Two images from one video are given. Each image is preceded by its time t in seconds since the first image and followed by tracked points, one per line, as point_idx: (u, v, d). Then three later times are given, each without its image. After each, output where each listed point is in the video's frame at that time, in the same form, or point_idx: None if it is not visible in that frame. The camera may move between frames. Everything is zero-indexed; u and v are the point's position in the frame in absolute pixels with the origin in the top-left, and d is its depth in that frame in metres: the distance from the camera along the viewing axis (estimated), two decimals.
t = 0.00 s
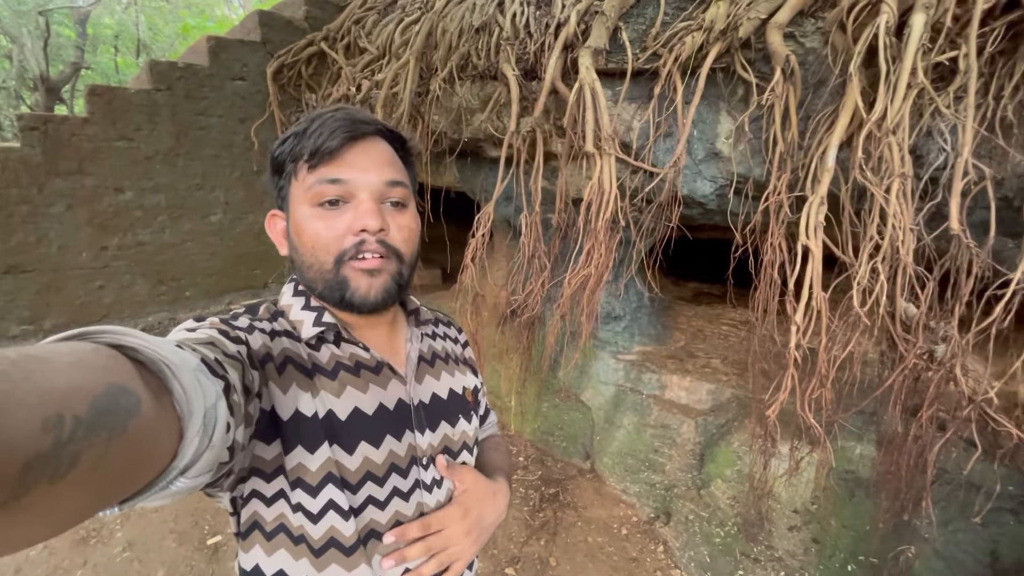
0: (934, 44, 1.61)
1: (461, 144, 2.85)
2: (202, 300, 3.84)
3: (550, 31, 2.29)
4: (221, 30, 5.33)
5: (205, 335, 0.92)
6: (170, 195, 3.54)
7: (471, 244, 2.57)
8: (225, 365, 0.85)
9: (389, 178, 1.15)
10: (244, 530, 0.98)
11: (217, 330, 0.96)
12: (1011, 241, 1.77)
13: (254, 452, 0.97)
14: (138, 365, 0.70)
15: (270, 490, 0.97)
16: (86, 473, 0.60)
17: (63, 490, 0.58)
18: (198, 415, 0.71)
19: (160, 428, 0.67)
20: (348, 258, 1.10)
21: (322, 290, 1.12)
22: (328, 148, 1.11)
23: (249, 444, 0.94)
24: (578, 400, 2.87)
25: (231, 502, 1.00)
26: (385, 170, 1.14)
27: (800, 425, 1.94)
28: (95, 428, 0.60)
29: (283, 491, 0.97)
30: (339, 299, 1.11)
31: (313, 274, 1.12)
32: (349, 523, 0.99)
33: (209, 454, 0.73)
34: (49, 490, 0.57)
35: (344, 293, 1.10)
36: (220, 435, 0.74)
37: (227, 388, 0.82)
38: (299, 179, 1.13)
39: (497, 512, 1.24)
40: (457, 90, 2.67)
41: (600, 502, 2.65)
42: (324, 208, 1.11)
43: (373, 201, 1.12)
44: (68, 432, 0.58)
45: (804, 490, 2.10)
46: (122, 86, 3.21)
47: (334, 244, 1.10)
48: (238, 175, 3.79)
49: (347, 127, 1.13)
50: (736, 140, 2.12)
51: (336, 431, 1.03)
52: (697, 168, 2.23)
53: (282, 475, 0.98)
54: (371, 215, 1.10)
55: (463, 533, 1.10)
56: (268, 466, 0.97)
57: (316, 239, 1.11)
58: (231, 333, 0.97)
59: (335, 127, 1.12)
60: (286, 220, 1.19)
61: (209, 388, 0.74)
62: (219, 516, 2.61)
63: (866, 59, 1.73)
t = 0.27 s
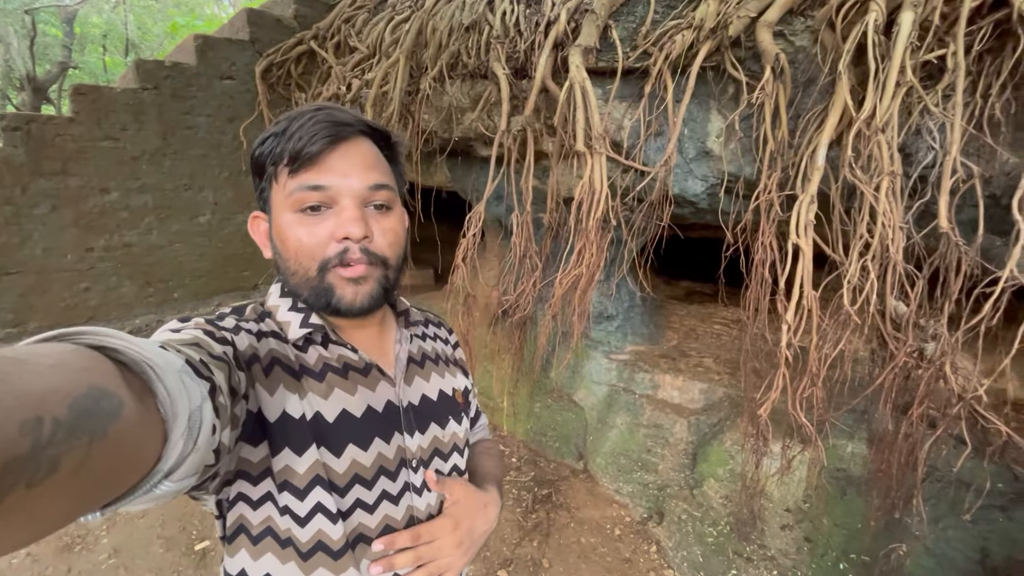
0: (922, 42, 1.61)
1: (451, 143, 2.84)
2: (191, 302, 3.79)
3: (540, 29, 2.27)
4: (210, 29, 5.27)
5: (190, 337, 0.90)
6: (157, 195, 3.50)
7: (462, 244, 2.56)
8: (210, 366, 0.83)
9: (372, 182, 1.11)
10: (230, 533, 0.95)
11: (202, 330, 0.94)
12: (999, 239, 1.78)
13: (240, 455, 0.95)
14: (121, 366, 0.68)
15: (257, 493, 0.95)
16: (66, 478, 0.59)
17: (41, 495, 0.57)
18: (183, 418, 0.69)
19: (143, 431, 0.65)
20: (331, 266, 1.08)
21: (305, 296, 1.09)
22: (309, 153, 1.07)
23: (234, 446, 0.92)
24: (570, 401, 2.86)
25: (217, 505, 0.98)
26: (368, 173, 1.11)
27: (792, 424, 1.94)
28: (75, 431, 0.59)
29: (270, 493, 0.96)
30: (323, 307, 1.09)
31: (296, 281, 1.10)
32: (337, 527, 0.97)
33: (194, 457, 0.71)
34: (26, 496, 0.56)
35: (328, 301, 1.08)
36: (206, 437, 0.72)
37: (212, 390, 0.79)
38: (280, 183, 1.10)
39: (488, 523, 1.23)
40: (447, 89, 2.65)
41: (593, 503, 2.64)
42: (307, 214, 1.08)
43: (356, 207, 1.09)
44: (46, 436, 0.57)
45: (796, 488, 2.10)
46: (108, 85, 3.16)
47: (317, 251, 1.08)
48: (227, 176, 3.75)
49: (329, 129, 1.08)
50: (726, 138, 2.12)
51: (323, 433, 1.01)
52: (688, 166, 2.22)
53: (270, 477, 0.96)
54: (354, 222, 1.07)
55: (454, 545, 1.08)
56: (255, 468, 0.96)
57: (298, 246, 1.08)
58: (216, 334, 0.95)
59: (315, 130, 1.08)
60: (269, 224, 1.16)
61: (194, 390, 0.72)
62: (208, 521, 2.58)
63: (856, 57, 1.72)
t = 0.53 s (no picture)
0: (910, 39, 1.61)
1: (442, 141, 2.81)
2: (179, 303, 3.74)
3: (530, 26, 2.26)
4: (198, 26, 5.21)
5: (178, 333, 0.87)
6: (143, 195, 3.45)
7: (453, 243, 2.53)
8: (199, 364, 0.82)
9: (370, 176, 1.09)
10: (219, 534, 0.95)
11: (190, 327, 0.91)
12: (987, 235, 1.78)
13: (228, 454, 0.93)
14: (107, 364, 0.68)
15: (246, 493, 0.94)
16: (49, 477, 0.59)
17: (24, 494, 0.57)
18: (169, 416, 0.69)
19: (128, 429, 0.65)
20: (327, 261, 1.06)
21: (300, 292, 1.08)
22: (305, 146, 1.05)
23: (223, 445, 0.90)
24: (563, 400, 2.84)
25: (204, 504, 0.96)
26: (365, 168, 1.09)
27: (783, 421, 1.94)
28: (57, 429, 0.59)
29: (260, 493, 0.94)
30: (319, 303, 1.07)
31: (291, 276, 1.08)
32: (327, 527, 0.96)
33: (181, 455, 0.71)
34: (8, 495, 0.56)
35: (324, 297, 1.07)
36: (192, 436, 0.73)
37: (200, 387, 0.78)
38: (275, 176, 1.08)
39: None
40: (437, 86, 2.63)
41: (586, 502, 2.63)
42: (302, 208, 1.06)
43: (353, 202, 1.07)
44: (28, 434, 0.57)
45: (788, 485, 2.10)
46: (91, 83, 3.11)
47: (312, 246, 1.06)
48: (215, 175, 3.70)
49: (326, 122, 1.06)
50: (717, 136, 2.12)
51: (313, 432, 1.00)
52: (679, 164, 2.22)
53: (259, 476, 0.95)
54: (350, 217, 1.05)
55: None
56: (244, 467, 0.94)
57: (293, 240, 1.06)
58: (205, 331, 0.93)
59: (312, 122, 1.06)
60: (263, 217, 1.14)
61: (181, 388, 0.73)
62: (197, 526, 2.54)
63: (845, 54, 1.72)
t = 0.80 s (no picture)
0: (888, 47, 1.66)
1: (430, 143, 2.81)
2: (160, 307, 3.67)
3: (518, 29, 2.27)
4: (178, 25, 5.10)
5: (199, 328, 0.96)
6: (123, 196, 3.38)
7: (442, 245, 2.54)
8: (219, 357, 0.91)
9: (382, 185, 1.17)
10: (233, 529, 0.99)
11: (211, 323, 1.00)
12: (961, 237, 1.85)
13: (245, 447, 1.00)
14: (133, 355, 0.76)
15: (261, 487, 1.00)
16: (79, 459, 0.66)
17: (55, 475, 0.64)
18: (190, 406, 0.77)
19: (151, 418, 0.73)
20: (340, 265, 1.13)
21: (312, 293, 1.15)
22: (322, 155, 1.13)
23: (239, 438, 0.97)
24: (552, 401, 2.86)
25: (219, 499, 1.02)
26: (378, 177, 1.16)
27: (769, 420, 1.98)
28: (86, 416, 0.66)
29: (275, 487, 1.00)
30: (332, 305, 1.15)
31: (305, 278, 1.16)
32: (338, 523, 1.02)
33: (202, 445, 0.80)
34: (44, 473, 0.63)
35: (336, 300, 1.14)
36: (211, 427, 0.81)
37: (221, 379, 0.87)
38: (294, 184, 1.16)
39: None
40: (426, 88, 2.63)
41: (576, 502, 2.64)
42: (318, 214, 1.14)
43: (366, 209, 1.15)
44: (59, 420, 0.63)
45: (773, 482, 2.15)
46: (69, 82, 3.04)
47: (326, 251, 1.13)
48: (198, 176, 3.64)
49: (343, 134, 1.14)
50: (703, 140, 2.16)
51: (327, 428, 1.07)
52: (665, 167, 2.29)
53: (273, 471, 1.01)
54: (363, 225, 1.13)
55: None
56: (260, 462, 1.01)
57: (309, 245, 1.14)
58: (226, 327, 1.02)
59: (330, 134, 1.14)
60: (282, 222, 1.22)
61: (202, 380, 0.81)
62: (181, 534, 2.49)
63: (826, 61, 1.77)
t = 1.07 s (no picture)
0: (875, 48, 1.68)
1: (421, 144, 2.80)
2: (148, 310, 3.63)
3: (510, 30, 2.27)
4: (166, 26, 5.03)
5: (213, 324, 0.94)
6: (110, 197, 3.33)
7: (434, 246, 2.53)
8: (232, 353, 0.89)
9: (398, 183, 1.20)
10: (246, 521, 1.02)
11: (224, 319, 0.99)
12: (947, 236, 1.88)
13: (258, 442, 1.01)
14: (149, 350, 0.73)
15: (273, 480, 1.02)
16: (95, 454, 0.63)
17: (72, 469, 0.61)
18: (206, 400, 0.74)
19: (166, 413, 0.70)
20: (351, 259, 1.17)
21: (323, 283, 1.19)
22: (342, 151, 1.16)
23: (254, 432, 0.98)
24: (545, 401, 2.87)
25: (232, 492, 1.04)
26: (395, 175, 1.19)
27: (761, 418, 2.00)
28: (103, 410, 0.63)
29: (287, 480, 1.03)
30: (342, 297, 1.18)
31: (317, 268, 1.19)
32: (348, 516, 1.04)
33: (216, 439, 0.76)
34: (58, 469, 0.60)
35: (345, 293, 1.17)
36: (226, 422, 0.78)
37: (235, 375, 0.85)
38: (313, 177, 1.19)
39: None
40: (417, 89, 2.63)
41: (569, 503, 2.64)
42: (334, 208, 1.18)
43: (381, 205, 1.18)
44: (79, 413, 0.61)
45: (766, 480, 2.17)
46: (54, 82, 2.99)
47: (339, 244, 1.17)
48: (186, 177, 3.61)
49: (363, 130, 1.17)
50: (693, 140, 2.17)
51: (339, 422, 1.09)
52: (657, 168, 2.27)
53: (285, 464, 1.03)
54: (376, 221, 1.16)
55: None
56: (271, 455, 1.02)
57: (322, 237, 1.17)
58: (238, 323, 1.01)
59: (351, 129, 1.17)
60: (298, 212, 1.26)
61: (217, 374, 0.78)
62: (169, 539, 2.45)
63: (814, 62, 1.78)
